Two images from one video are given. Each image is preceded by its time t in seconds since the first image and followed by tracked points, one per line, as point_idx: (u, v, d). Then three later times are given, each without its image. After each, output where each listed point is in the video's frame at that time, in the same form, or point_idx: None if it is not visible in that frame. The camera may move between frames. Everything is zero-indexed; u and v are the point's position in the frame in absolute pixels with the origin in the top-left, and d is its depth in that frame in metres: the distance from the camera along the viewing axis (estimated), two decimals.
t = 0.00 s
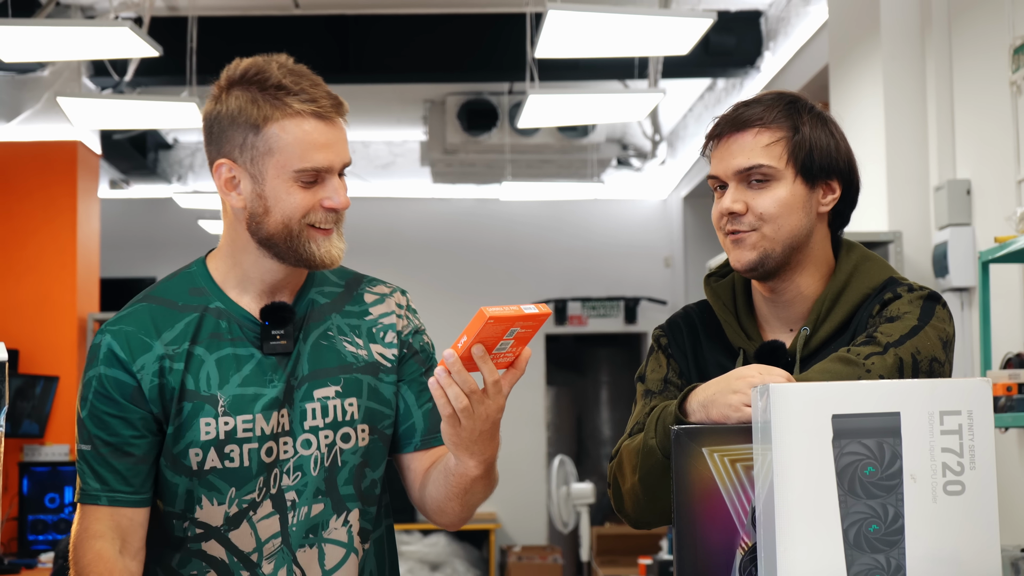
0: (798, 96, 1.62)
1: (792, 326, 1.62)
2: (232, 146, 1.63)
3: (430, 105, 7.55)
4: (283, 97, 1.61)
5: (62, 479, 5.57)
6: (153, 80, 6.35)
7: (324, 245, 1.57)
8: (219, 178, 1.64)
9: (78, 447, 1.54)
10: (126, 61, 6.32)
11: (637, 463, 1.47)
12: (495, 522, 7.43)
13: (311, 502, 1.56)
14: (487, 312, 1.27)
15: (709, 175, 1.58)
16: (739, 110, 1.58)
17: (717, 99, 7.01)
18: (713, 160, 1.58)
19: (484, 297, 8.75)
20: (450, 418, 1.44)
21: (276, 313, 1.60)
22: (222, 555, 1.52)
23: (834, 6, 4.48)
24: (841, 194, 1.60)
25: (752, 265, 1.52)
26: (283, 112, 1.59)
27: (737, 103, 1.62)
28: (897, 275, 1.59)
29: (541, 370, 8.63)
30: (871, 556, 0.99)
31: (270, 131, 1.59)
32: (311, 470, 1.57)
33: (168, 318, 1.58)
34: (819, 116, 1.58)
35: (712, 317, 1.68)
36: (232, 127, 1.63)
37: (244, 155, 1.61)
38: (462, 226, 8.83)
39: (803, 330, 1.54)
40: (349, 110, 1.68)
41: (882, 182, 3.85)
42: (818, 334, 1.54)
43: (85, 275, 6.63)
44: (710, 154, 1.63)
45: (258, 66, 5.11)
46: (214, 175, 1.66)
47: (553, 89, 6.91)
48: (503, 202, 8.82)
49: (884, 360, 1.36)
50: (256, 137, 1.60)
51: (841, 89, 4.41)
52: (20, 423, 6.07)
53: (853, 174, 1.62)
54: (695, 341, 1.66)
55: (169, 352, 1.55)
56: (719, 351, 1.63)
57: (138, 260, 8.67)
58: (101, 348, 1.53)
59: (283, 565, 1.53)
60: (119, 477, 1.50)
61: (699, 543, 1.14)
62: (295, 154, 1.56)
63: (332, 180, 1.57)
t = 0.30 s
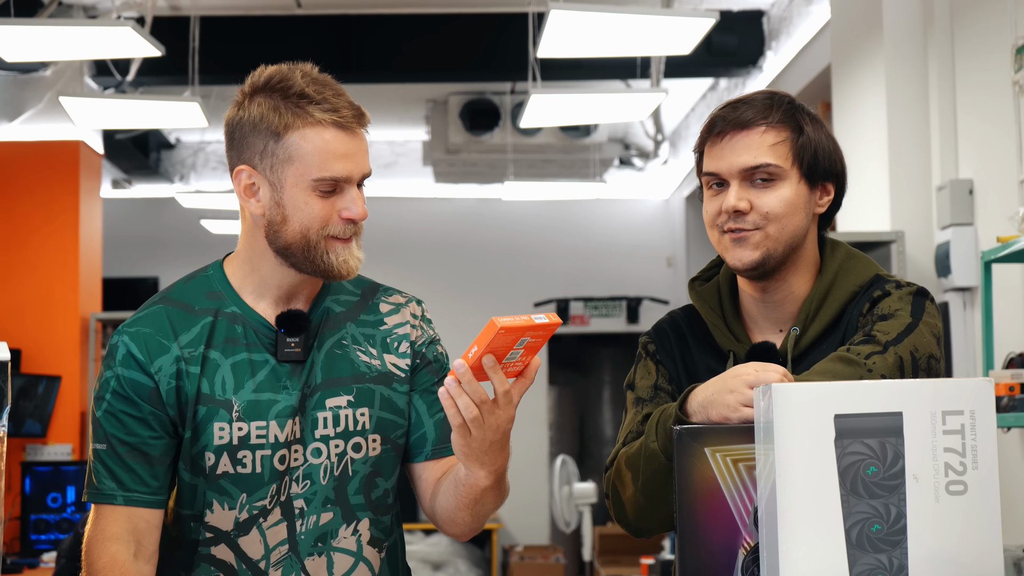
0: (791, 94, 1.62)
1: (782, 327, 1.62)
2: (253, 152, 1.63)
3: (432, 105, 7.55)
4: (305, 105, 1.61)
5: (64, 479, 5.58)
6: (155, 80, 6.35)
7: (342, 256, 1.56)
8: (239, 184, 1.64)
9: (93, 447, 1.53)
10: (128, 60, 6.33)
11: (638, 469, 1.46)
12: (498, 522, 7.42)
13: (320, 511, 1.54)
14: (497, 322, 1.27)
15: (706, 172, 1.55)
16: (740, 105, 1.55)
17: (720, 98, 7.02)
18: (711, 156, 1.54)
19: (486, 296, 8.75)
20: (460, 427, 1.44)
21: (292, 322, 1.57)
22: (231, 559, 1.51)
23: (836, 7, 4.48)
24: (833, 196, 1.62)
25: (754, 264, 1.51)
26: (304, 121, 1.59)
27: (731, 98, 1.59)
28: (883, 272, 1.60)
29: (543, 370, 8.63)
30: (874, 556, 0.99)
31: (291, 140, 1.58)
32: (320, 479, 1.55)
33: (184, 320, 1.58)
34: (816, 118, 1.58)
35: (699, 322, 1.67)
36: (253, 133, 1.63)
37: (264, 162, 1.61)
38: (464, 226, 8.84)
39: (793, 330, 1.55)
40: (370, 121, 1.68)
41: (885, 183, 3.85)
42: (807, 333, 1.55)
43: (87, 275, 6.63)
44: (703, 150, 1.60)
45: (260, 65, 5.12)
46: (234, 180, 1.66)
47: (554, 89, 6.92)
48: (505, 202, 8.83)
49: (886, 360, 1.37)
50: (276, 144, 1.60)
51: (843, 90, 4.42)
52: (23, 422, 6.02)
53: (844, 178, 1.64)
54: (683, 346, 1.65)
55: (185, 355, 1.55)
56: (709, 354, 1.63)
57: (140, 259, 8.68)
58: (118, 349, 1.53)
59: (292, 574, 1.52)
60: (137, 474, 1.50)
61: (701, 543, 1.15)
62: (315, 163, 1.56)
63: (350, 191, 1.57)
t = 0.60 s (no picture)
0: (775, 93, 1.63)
1: (772, 327, 1.63)
2: (253, 149, 1.64)
3: (438, 104, 7.55)
4: (303, 100, 1.62)
5: (71, 478, 5.60)
6: (161, 79, 6.37)
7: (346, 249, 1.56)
8: (241, 183, 1.65)
9: (99, 451, 1.53)
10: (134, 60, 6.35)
11: (644, 471, 1.45)
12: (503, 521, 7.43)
13: (337, 508, 1.54)
14: (519, 313, 1.28)
15: (698, 173, 1.55)
16: (730, 104, 1.55)
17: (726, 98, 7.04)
18: (703, 158, 1.54)
19: (492, 296, 8.75)
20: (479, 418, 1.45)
21: (302, 317, 1.58)
22: (248, 559, 1.50)
23: (842, 6, 4.48)
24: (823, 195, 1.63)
25: (751, 264, 1.51)
26: (302, 115, 1.59)
27: (718, 99, 1.60)
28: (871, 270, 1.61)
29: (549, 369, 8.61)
30: (880, 556, 0.99)
31: (290, 134, 1.59)
32: (336, 476, 1.55)
33: (192, 321, 1.58)
34: (803, 116, 1.60)
35: (688, 322, 1.67)
36: (253, 131, 1.64)
37: (265, 158, 1.62)
38: (470, 226, 8.85)
39: (783, 331, 1.56)
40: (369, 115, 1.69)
41: (890, 184, 3.85)
42: (797, 333, 1.55)
43: (94, 274, 6.64)
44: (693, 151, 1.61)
45: (266, 64, 5.12)
46: (236, 179, 1.67)
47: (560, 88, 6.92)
48: (511, 201, 8.83)
49: (893, 361, 1.38)
50: (276, 140, 1.60)
51: (849, 89, 4.41)
52: (28, 421, 6.17)
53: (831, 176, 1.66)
54: (673, 347, 1.65)
55: (193, 355, 1.55)
56: (699, 354, 1.63)
57: (147, 259, 8.70)
58: (126, 351, 1.53)
59: (310, 571, 1.51)
60: (141, 478, 1.50)
61: (707, 541, 1.15)
62: (315, 157, 1.56)
63: (351, 183, 1.57)
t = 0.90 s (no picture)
0: (732, 100, 1.68)
1: (749, 333, 1.67)
2: (261, 144, 1.65)
3: (444, 104, 7.55)
4: (310, 95, 1.62)
5: (77, 478, 5.61)
6: (167, 79, 6.38)
7: (349, 245, 1.56)
8: (249, 177, 1.66)
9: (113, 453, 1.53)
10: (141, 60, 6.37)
11: (644, 473, 1.45)
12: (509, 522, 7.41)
13: (357, 503, 1.54)
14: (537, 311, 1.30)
15: (659, 187, 1.61)
16: (686, 118, 1.61)
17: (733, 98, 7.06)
18: (662, 172, 1.61)
19: (497, 296, 8.75)
20: (496, 415, 1.45)
21: (319, 313, 1.60)
22: (269, 556, 1.50)
23: (849, 6, 4.47)
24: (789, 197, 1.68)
25: (714, 273, 1.56)
26: (309, 110, 1.60)
27: (677, 111, 1.66)
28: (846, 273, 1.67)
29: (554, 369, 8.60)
30: (886, 556, 0.99)
31: (296, 129, 1.60)
32: (356, 471, 1.55)
33: (207, 321, 1.58)
34: (761, 122, 1.65)
35: (667, 328, 1.71)
36: (262, 125, 1.65)
37: (272, 152, 1.63)
38: (476, 226, 8.85)
39: (761, 335, 1.60)
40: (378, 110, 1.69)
41: (897, 184, 3.85)
42: (774, 338, 1.60)
43: (100, 274, 6.67)
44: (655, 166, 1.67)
45: (272, 64, 5.13)
46: (246, 172, 1.68)
47: (566, 89, 6.92)
48: (517, 201, 8.83)
49: (907, 362, 1.41)
50: (284, 135, 1.61)
51: (856, 89, 4.40)
52: (35, 421, 6.05)
53: (798, 177, 1.70)
54: (653, 353, 1.68)
55: (209, 355, 1.54)
56: (678, 360, 1.65)
57: (153, 259, 8.72)
58: (142, 352, 1.53)
59: (331, 566, 1.51)
60: (155, 479, 1.49)
61: (713, 541, 1.15)
62: (321, 152, 1.57)
63: (355, 178, 1.57)
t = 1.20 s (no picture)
0: (710, 106, 1.69)
1: (730, 335, 1.67)
2: (285, 133, 1.66)
3: (448, 104, 7.55)
4: (340, 93, 1.63)
5: (81, 477, 5.62)
6: (171, 79, 6.38)
7: (355, 242, 1.57)
8: (270, 166, 1.67)
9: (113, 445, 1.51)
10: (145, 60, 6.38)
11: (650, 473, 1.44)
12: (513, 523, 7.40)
13: (363, 499, 1.54)
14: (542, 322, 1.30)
15: (636, 194, 1.62)
16: (663, 124, 1.62)
17: (736, 97, 7.06)
18: (638, 178, 1.62)
19: (501, 296, 8.75)
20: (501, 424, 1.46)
21: (326, 309, 1.60)
22: (273, 549, 1.49)
23: (853, 6, 4.47)
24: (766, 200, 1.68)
25: (689, 279, 1.57)
26: (335, 106, 1.61)
27: (652, 118, 1.67)
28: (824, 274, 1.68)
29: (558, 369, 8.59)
30: (891, 556, 1.00)
31: (320, 122, 1.60)
32: (362, 467, 1.55)
33: (215, 315, 1.58)
34: (737, 126, 1.65)
35: (648, 331, 1.71)
36: (288, 115, 1.66)
37: (294, 142, 1.63)
38: (479, 225, 8.86)
39: (742, 338, 1.60)
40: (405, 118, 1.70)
41: (901, 184, 3.84)
42: (755, 341, 1.59)
43: (104, 274, 6.68)
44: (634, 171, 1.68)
45: (276, 64, 5.14)
46: (267, 160, 1.69)
47: (569, 88, 6.92)
48: (520, 201, 8.83)
49: (900, 358, 1.42)
50: (307, 127, 1.62)
51: (860, 88, 4.39)
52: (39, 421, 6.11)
53: (776, 180, 1.70)
54: (637, 358, 1.68)
55: (215, 348, 1.54)
56: (662, 364, 1.65)
57: (157, 259, 8.73)
58: (149, 344, 1.52)
59: (337, 561, 1.50)
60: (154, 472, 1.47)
61: (717, 542, 1.15)
62: (340, 147, 1.57)
63: (370, 178, 1.58)
